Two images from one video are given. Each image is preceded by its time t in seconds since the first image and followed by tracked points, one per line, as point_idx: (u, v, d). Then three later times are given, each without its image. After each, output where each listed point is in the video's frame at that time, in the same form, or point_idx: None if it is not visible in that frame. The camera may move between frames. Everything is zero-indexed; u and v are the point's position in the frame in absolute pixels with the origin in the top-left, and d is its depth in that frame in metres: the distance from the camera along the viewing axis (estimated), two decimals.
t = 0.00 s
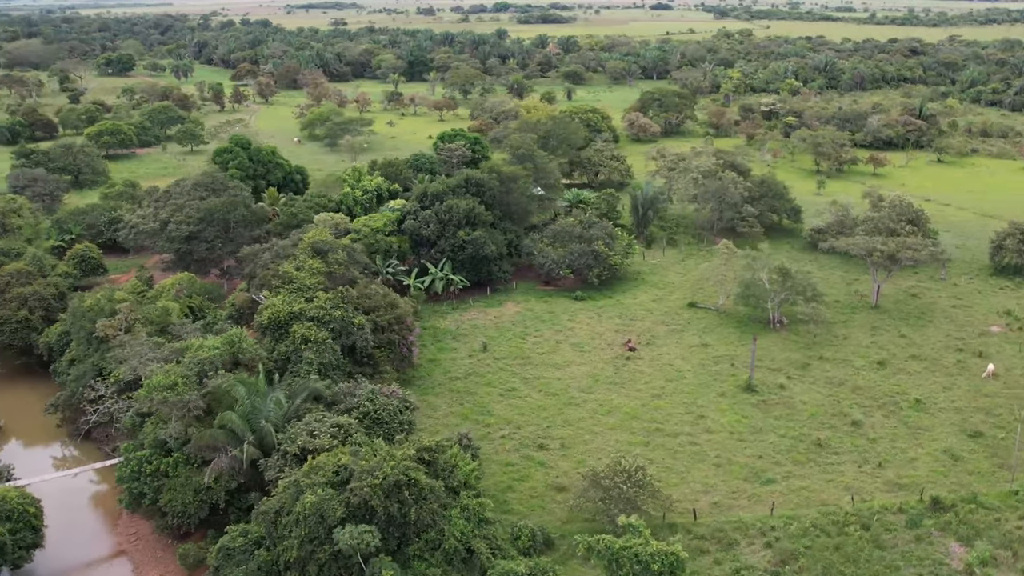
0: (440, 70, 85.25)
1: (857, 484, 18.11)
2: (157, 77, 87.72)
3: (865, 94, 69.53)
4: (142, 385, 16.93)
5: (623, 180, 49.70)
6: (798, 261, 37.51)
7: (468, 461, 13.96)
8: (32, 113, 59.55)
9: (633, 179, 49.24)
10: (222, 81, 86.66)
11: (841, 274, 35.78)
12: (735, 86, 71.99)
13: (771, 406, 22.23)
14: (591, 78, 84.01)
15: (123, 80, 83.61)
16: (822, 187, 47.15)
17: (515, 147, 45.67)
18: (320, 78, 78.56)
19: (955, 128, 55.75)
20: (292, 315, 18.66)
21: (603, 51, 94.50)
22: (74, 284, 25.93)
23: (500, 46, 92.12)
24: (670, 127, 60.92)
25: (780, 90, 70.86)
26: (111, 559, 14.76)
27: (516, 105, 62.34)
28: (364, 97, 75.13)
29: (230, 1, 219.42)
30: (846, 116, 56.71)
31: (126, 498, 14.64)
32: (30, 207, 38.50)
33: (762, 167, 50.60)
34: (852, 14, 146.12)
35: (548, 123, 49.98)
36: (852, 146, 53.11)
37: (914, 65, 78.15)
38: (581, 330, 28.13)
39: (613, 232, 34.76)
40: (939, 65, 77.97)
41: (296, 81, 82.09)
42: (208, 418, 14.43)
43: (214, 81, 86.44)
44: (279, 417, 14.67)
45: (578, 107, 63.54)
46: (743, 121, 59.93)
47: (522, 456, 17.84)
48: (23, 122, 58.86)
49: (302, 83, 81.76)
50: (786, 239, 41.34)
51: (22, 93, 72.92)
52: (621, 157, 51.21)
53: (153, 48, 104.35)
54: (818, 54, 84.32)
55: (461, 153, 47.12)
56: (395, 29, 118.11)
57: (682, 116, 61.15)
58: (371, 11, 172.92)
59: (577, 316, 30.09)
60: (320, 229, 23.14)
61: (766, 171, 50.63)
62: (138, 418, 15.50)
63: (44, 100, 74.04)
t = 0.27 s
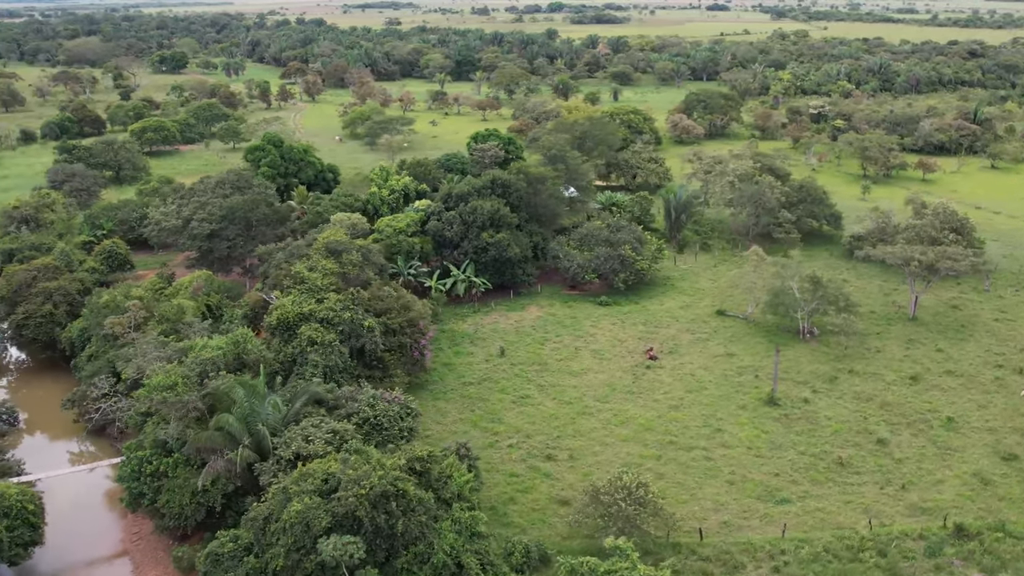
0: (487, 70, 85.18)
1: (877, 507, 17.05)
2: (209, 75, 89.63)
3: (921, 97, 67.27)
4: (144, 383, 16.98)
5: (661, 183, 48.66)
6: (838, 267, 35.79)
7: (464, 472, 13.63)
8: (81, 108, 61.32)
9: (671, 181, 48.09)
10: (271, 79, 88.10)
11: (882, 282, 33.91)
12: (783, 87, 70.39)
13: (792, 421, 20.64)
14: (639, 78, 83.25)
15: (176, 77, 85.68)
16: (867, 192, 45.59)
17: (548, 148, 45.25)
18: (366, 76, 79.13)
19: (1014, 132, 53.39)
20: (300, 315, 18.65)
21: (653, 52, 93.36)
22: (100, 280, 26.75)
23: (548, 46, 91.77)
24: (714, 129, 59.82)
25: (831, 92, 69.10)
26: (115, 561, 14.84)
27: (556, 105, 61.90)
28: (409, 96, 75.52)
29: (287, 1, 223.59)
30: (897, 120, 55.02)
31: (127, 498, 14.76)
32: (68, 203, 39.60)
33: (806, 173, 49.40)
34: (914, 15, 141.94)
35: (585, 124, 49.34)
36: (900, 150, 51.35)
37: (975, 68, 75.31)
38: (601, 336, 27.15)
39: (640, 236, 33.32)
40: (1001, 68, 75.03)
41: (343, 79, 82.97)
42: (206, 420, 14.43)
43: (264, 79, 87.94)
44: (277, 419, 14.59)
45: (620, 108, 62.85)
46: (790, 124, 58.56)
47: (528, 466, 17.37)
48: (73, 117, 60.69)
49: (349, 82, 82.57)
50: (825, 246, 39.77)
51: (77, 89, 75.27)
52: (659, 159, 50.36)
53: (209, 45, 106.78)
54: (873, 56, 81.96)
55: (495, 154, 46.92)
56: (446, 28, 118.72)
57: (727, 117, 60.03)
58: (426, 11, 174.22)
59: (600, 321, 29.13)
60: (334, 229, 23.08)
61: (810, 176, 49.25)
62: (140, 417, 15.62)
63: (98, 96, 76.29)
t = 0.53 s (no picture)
0: (537, 71, 84.77)
1: (902, 535, 15.74)
2: (263, 73, 91.31)
3: (985, 102, 64.42)
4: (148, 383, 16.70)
5: (702, 186, 47.36)
6: (879, 278, 34.27)
7: (461, 483, 13.21)
8: (133, 106, 63.07)
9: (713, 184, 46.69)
10: (323, 78, 89.35)
11: (924, 294, 32.43)
12: (838, 89, 68.29)
13: (816, 439, 19.10)
14: (691, 80, 81.99)
15: (231, 75, 87.55)
16: (917, 200, 43.74)
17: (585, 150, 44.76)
18: (415, 76, 79.43)
19: None
20: (313, 316, 18.66)
21: (707, 53, 91.74)
22: (134, 276, 28.04)
23: (599, 47, 90.93)
24: (762, 132, 58.36)
25: (888, 95, 66.76)
26: (121, 558, 15.26)
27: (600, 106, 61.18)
28: (456, 96, 75.59)
29: (347, 2, 227.53)
30: (955, 125, 52.84)
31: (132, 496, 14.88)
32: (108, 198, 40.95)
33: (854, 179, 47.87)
34: (985, 18, 136.55)
35: (625, 125, 48.58)
36: (957, 156, 49.16)
37: None
38: (625, 344, 26.13)
39: (672, 241, 31.87)
40: None
41: (393, 79, 83.56)
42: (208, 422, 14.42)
43: (315, 78, 89.22)
44: (279, 423, 14.52)
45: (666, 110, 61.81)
46: (842, 128, 56.77)
47: (537, 477, 16.80)
48: (124, 113, 62.51)
49: (398, 81, 83.09)
50: (870, 252, 38.02)
51: (134, 86, 77.58)
52: (701, 163, 49.23)
53: (265, 44, 108.99)
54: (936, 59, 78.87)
55: (531, 156, 46.58)
56: (500, 29, 118.84)
57: (777, 120, 58.60)
58: (482, 11, 174.87)
59: (626, 328, 28.03)
60: (354, 230, 22.98)
61: (858, 182, 47.59)
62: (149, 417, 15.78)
63: (154, 93, 78.47)
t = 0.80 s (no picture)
0: (591, 72, 83.81)
1: (928, 565, 14.72)
2: (320, 71, 92.54)
3: None
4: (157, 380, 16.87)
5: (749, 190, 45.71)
6: (927, 290, 32.77)
7: (459, 494, 12.86)
8: (187, 103, 64.56)
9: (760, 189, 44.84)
10: (377, 77, 90.09)
11: (975, 308, 30.86)
12: (901, 93, 65.64)
13: (844, 459, 18.08)
14: (748, 83, 80.08)
15: (288, 74, 89.02)
16: (975, 209, 41.64)
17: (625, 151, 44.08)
18: (467, 76, 79.31)
19: None
20: (328, 318, 18.62)
21: (766, 55, 89.43)
22: (166, 272, 29.20)
23: (656, 48, 89.37)
24: (816, 136, 56.50)
25: (954, 99, 63.83)
26: (129, 556, 15.67)
27: (648, 108, 60.17)
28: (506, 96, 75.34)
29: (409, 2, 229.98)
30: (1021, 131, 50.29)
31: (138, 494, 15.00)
32: (151, 194, 42.13)
33: (907, 187, 46.16)
34: None
35: (670, 126, 47.58)
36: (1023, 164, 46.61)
37: None
38: (654, 350, 25.22)
39: (708, 248, 30.46)
40: None
41: (447, 78, 83.68)
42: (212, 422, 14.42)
43: (370, 77, 90.02)
44: (282, 427, 14.43)
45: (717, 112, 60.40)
46: (900, 132, 54.53)
47: (547, 490, 16.16)
48: (179, 109, 64.09)
49: (451, 81, 83.15)
50: (918, 263, 36.26)
51: (194, 84, 79.61)
52: (749, 166, 47.80)
53: (325, 43, 110.56)
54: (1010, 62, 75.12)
55: (570, 157, 46.05)
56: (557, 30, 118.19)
57: (833, 124, 56.66)
58: (543, 13, 174.36)
59: (655, 337, 26.84)
60: (377, 232, 22.87)
61: (914, 190, 45.55)
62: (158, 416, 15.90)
63: (212, 90, 80.29)
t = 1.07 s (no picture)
0: (645, 73, 82.52)
1: None
2: (374, 70, 93.10)
3: None
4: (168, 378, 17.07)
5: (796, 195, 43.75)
6: (973, 303, 31.20)
7: (456, 507, 12.47)
8: (238, 101, 65.63)
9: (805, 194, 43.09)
10: (429, 77, 90.27)
11: None
12: (965, 97, 62.85)
13: (870, 480, 17.16)
14: (804, 85, 77.86)
15: (342, 72, 89.87)
16: None
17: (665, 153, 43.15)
18: (517, 76, 78.82)
19: None
20: (342, 320, 18.50)
21: (825, 57, 86.79)
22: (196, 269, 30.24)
23: (712, 48, 87.38)
24: (869, 141, 54.48)
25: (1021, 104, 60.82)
26: (136, 554, 15.81)
27: (695, 110, 58.94)
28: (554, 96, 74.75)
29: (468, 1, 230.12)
30: None
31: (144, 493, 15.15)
32: (192, 190, 43.03)
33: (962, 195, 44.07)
34: None
35: (713, 128, 46.46)
36: None
37: None
38: (680, 360, 24.46)
39: (743, 255, 29.29)
40: None
41: (498, 78, 83.32)
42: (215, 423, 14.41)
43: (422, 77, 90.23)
44: (283, 430, 14.31)
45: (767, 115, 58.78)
46: (960, 138, 52.16)
47: (555, 503, 15.68)
48: (230, 107, 65.27)
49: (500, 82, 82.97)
50: (967, 275, 34.52)
51: (248, 82, 80.96)
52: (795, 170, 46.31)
53: (381, 41, 111.14)
54: None
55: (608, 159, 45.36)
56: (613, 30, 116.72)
57: (888, 128, 54.57)
58: (602, 13, 172.55)
59: (683, 346, 25.95)
60: (397, 233, 22.70)
61: (970, 199, 43.48)
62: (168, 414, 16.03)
63: (266, 88, 81.46)
